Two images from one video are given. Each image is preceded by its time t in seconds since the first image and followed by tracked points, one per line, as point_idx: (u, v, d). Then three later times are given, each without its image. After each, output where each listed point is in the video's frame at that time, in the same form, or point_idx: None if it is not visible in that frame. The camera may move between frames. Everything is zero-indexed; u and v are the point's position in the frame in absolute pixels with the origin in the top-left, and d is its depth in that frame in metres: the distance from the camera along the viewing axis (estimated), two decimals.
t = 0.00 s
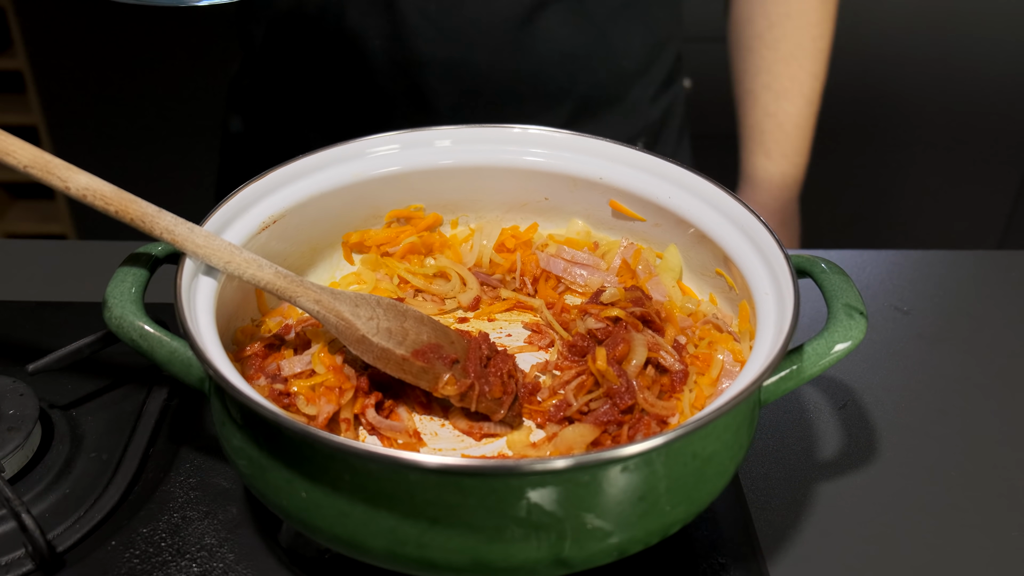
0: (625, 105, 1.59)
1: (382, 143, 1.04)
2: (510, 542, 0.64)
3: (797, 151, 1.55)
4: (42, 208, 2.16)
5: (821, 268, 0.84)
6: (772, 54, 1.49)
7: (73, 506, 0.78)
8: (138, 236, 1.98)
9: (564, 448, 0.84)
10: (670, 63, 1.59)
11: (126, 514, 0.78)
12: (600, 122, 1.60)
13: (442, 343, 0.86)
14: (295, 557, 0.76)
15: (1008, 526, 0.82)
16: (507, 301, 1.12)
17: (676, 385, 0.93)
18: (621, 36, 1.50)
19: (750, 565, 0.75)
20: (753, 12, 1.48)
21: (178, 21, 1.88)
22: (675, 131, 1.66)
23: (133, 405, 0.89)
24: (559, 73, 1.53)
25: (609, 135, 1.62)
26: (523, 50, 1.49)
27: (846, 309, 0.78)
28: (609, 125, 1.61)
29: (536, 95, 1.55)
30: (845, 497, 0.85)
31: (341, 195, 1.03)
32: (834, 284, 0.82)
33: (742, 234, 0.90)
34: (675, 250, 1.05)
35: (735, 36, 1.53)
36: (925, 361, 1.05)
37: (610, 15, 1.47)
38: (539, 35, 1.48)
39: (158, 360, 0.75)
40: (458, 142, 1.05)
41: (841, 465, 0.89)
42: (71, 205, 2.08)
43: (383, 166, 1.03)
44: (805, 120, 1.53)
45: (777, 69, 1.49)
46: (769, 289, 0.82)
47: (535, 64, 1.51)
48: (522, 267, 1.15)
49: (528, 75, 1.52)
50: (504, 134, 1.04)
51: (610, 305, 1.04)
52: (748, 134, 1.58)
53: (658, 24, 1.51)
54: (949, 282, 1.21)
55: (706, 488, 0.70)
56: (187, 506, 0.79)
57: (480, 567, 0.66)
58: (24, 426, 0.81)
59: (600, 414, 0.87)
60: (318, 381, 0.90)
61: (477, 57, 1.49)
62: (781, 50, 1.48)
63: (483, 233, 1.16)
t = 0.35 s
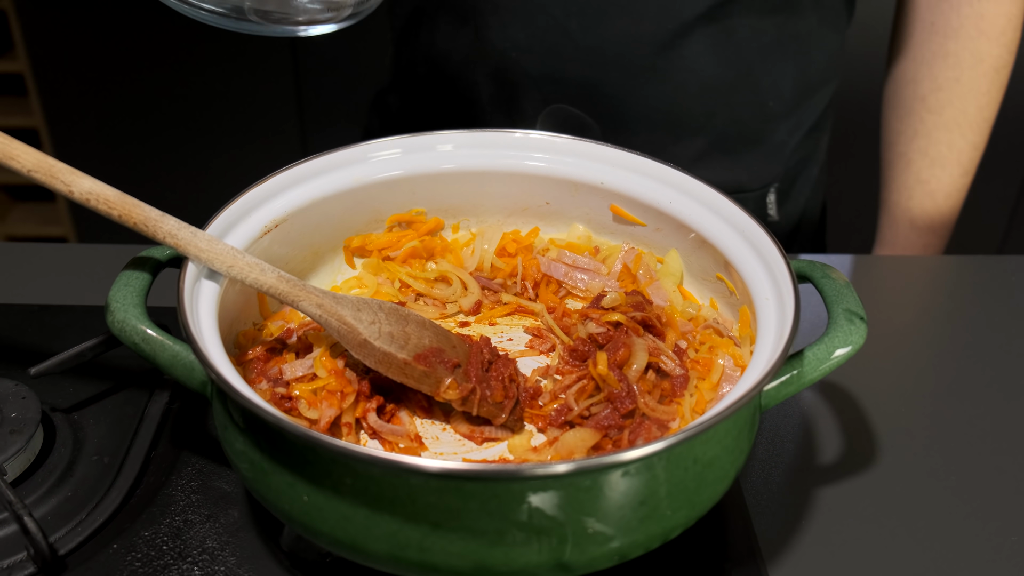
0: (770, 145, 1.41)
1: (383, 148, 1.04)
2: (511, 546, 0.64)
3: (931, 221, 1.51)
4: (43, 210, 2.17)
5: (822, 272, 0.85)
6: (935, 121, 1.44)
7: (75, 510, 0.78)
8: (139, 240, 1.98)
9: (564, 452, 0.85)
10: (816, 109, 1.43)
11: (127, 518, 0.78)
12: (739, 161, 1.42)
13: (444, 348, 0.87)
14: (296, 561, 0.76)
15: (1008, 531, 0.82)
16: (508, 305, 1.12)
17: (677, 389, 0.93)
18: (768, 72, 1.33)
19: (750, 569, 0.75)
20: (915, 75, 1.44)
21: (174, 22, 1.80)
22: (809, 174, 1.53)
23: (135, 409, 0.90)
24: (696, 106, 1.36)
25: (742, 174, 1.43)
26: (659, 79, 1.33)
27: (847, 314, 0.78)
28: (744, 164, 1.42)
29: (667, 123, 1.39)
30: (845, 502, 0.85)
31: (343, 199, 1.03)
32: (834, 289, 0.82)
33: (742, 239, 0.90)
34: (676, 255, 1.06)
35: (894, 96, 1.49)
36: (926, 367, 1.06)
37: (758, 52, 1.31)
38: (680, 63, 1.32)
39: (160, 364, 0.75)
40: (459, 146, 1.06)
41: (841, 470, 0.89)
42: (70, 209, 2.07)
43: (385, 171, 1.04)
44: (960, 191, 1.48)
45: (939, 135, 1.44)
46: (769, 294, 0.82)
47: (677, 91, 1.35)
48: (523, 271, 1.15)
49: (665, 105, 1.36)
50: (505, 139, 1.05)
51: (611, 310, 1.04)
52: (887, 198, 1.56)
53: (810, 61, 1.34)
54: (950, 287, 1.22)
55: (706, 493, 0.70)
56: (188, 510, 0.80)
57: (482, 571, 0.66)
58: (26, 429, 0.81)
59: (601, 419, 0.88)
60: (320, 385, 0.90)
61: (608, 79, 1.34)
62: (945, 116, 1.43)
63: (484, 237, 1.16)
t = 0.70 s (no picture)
0: (808, 163, 1.38)
1: (383, 152, 1.04)
2: (511, 551, 0.64)
3: (972, 241, 1.60)
4: (43, 214, 2.17)
5: (820, 278, 0.85)
6: (981, 147, 1.51)
7: (75, 514, 0.78)
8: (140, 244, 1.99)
9: (564, 456, 0.85)
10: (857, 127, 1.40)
11: (127, 522, 0.78)
12: (774, 178, 1.39)
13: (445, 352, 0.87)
14: (297, 565, 0.76)
15: (1007, 536, 0.82)
16: (508, 310, 1.13)
17: (677, 394, 0.93)
18: (813, 93, 1.31)
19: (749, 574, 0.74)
20: (962, 102, 1.51)
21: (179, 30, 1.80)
22: (841, 194, 1.51)
23: (135, 413, 0.90)
24: (738, 121, 1.33)
25: (778, 192, 1.39)
26: (702, 92, 1.31)
27: (846, 319, 0.79)
28: (780, 181, 1.39)
29: (707, 136, 1.35)
30: (843, 506, 0.85)
31: (344, 204, 1.04)
32: (833, 295, 0.82)
33: (743, 245, 0.90)
34: (676, 260, 1.06)
35: (940, 121, 1.57)
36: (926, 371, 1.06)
37: (803, 71, 1.29)
38: (728, 81, 1.29)
39: (161, 368, 0.75)
40: (460, 151, 1.06)
41: (841, 474, 0.90)
42: (70, 214, 2.07)
43: (386, 176, 1.04)
44: (999, 211, 1.56)
45: (985, 161, 1.52)
46: (768, 299, 0.83)
47: (720, 108, 1.32)
48: (524, 276, 1.16)
49: (705, 114, 1.32)
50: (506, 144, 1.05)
51: (611, 315, 1.05)
52: (934, 214, 1.64)
53: (853, 82, 1.32)
54: (949, 292, 1.22)
55: (705, 497, 0.70)
56: (188, 514, 0.80)
57: None
58: (27, 433, 0.81)
59: (601, 423, 0.88)
60: (321, 389, 0.91)
61: (653, 92, 1.32)
62: (990, 138, 1.50)
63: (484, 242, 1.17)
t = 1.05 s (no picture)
0: (815, 172, 1.40)
1: (381, 157, 1.04)
2: (509, 553, 0.64)
3: (959, 253, 1.60)
4: (43, 218, 2.17)
5: (817, 282, 0.85)
6: (973, 158, 1.52)
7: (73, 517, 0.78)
8: (140, 248, 1.99)
9: (562, 460, 0.85)
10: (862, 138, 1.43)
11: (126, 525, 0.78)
12: (780, 186, 1.41)
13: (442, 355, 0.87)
14: (295, 568, 0.76)
15: (1004, 539, 0.82)
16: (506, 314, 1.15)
17: (674, 397, 0.94)
18: (822, 102, 1.32)
19: None
20: (956, 114, 1.52)
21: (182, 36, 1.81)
22: (847, 203, 1.54)
23: (133, 417, 0.90)
24: (748, 130, 1.33)
25: (787, 202, 1.42)
26: (710, 99, 1.31)
27: (843, 323, 0.79)
28: (787, 190, 1.41)
29: (715, 145, 1.35)
30: (840, 509, 0.86)
31: (343, 208, 1.04)
32: (829, 298, 0.83)
33: (743, 251, 0.90)
34: (673, 263, 1.06)
35: (934, 131, 1.57)
36: (922, 375, 1.06)
37: (814, 81, 1.30)
38: (739, 90, 1.30)
39: (159, 372, 0.75)
40: (458, 155, 1.06)
41: (839, 477, 0.90)
42: (69, 217, 2.08)
43: (384, 180, 1.04)
44: (988, 223, 1.57)
45: (977, 172, 1.53)
46: (765, 302, 0.83)
47: (732, 116, 1.32)
48: (522, 280, 1.17)
49: (714, 123, 1.33)
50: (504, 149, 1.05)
51: (609, 318, 1.05)
52: (921, 224, 1.64)
53: (862, 92, 1.34)
54: (946, 297, 1.22)
55: (702, 500, 0.70)
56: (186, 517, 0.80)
57: None
58: (25, 437, 0.81)
59: (598, 426, 0.88)
60: (318, 393, 0.91)
61: (665, 101, 1.31)
62: (985, 150, 1.51)
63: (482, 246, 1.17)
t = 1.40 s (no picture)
0: (813, 179, 1.41)
1: (381, 160, 1.05)
2: (507, 556, 0.64)
3: (960, 260, 1.60)
4: (42, 220, 2.18)
5: (816, 285, 0.86)
6: (974, 166, 1.53)
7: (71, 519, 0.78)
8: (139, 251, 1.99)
9: (561, 462, 0.85)
10: (862, 146, 1.43)
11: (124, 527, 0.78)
12: (778, 193, 1.41)
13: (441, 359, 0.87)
14: (293, 570, 0.76)
15: (1001, 543, 0.83)
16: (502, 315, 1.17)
17: (673, 400, 0.94)
18: (822, 109, 1.33)
19: None
20: (955, 122, 1.52)
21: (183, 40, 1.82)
22: (846, 209, 1.55)
23: (132, 419, 0.90)
24: (748, 137, 1.34)
25: (786, 209, 1.43)
26: (710, 105, 1.31)
27: (840, 326, 0.79)
28: (786, 198, 1.42)
29: (715, 152, 1.36)
30: (837, 512, 0.86)
31: (342, 211, 1.04)
32: (827, 301, 0.83)
33: (742, 254, 0.90)
34: (672, 267, 1.06)
35: (933, 138, 1.58)
36: (921, 379, 1.06)
37: (814, 88, 1.31)
38: (738, 96, 1.30)
39: (158, 374, 0.75)
40: (457, 159, 1.07)
41: (837, 481, 0.90)
42: (70, 220, 2.08)
43: (383, 182, 1.05)
44: (988, 231, 1.57)
45: (976, 180, 1.54)
46: (763, 305, 0.83)
47: (732, 122, 1.33)
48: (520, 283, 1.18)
49: (713, 129, 1.34)
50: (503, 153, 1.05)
51: (607, 321, 1.06)
52: (921, 231, 1.65)
53: (861, 99, 1.34)
54: (946, 302, 1.22)
55: (700, 503, 0.70)
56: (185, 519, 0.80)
57: None
58: (24, 439, 0.82)
59: (597, 429, 0.88)
60: (317, 395, 0.91)
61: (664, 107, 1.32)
62: (985, 157, 1.51)
63: (481, 249, 1.17)
